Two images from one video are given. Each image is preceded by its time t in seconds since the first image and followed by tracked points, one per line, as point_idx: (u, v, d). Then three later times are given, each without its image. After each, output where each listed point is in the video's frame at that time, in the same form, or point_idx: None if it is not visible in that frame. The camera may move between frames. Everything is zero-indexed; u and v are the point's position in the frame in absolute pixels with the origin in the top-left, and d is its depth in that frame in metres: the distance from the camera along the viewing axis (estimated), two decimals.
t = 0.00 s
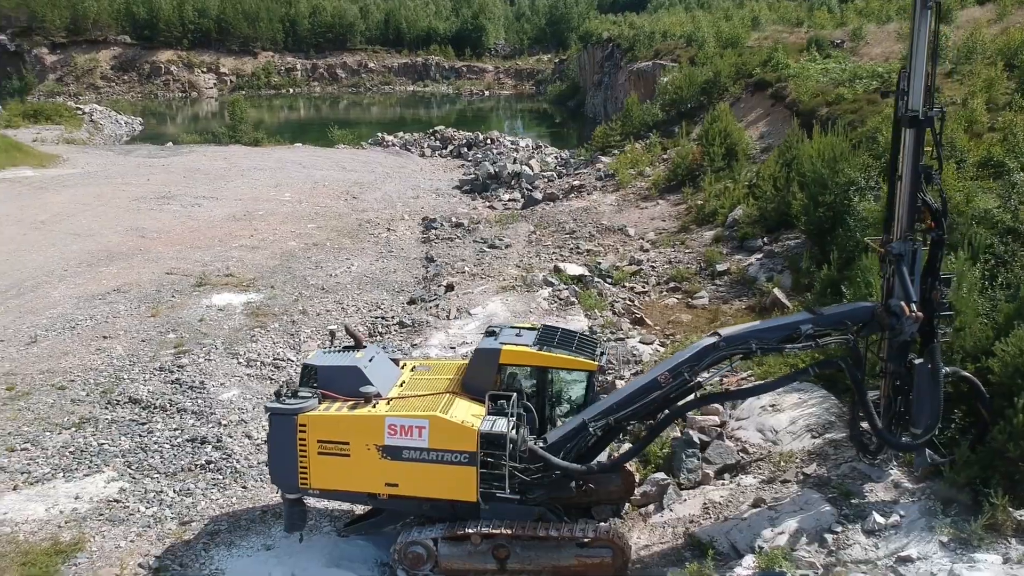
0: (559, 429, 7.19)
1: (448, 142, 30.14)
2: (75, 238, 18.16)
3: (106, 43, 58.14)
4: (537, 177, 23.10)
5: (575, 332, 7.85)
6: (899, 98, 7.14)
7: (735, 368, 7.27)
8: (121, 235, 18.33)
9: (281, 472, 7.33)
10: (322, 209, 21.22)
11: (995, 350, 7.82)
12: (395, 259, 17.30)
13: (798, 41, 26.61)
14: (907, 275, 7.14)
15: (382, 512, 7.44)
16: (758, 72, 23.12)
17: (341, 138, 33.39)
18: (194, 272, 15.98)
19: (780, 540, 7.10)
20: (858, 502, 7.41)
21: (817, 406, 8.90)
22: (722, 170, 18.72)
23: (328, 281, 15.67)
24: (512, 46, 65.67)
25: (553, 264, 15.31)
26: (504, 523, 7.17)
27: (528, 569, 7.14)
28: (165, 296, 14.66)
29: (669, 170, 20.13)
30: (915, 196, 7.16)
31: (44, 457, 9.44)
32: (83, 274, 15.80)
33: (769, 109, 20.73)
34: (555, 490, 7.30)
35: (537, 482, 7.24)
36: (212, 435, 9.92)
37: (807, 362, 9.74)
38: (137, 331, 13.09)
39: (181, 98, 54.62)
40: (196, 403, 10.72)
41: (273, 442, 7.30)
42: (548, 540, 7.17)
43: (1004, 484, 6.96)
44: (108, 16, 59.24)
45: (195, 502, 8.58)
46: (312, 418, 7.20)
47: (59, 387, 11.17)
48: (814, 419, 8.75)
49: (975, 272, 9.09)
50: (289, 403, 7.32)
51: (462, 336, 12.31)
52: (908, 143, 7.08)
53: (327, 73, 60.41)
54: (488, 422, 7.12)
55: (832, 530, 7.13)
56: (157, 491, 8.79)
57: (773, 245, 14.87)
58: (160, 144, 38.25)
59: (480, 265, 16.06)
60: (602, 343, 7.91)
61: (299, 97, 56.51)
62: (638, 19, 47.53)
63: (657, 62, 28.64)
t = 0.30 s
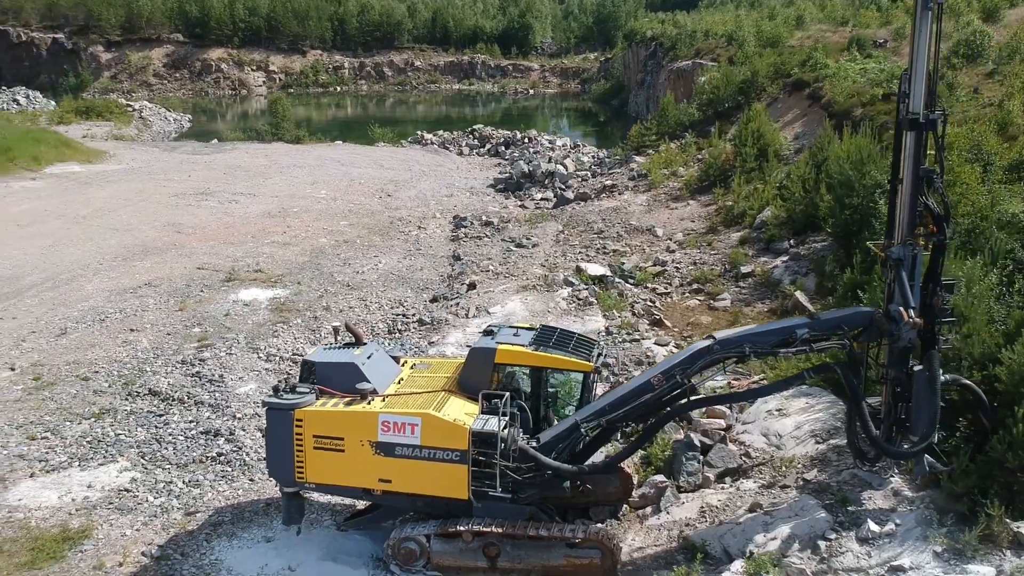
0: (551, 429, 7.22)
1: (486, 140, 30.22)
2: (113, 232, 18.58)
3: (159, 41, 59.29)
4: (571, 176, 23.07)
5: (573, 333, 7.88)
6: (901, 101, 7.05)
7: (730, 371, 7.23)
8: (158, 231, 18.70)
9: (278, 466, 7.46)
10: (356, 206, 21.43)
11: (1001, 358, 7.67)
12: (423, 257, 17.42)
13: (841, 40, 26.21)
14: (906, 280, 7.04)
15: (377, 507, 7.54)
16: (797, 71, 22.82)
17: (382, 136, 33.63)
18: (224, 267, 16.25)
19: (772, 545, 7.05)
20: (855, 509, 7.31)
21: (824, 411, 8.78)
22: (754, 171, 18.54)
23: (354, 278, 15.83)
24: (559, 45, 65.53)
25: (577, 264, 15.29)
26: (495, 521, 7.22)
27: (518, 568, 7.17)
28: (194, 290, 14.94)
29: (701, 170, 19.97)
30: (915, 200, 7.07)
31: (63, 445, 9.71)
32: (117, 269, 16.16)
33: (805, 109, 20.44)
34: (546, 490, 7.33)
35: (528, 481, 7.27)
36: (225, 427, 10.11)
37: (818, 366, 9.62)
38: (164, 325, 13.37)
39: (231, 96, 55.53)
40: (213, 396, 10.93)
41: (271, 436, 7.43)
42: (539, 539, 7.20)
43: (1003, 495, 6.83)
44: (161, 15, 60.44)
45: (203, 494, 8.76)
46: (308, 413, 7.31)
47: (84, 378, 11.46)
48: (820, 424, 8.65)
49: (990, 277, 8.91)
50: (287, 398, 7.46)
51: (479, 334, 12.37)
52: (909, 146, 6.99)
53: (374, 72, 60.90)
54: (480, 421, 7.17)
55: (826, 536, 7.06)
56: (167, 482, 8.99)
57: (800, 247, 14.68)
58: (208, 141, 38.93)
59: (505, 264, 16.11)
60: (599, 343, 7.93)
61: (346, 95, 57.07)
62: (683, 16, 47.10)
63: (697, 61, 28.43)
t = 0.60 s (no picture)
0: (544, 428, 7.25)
1: (526, 139, 30.28)
2: (151, 227, 19.00)
3: (212, 39, 60.39)
4: (606, 176, 23.02)
5: (572, 334, 7.91)
6: (903, 104, 6.95)
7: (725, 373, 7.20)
8: (195, 226, 19.08)
9: (278, 459, 7.60)
10: (391, 204, 21.63)
11: (1007, 365, 7.52)
12: (452, 255, 17.53)
13: (885, 39, 25.75)
14: (906, 285, 6.94)
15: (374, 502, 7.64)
16: (837, 71, 22.48)
17: (422, 135, 33.77)
18: (256, 262, 16.50)
19: (764, 550, 7.00)
20: (852, 516, 7.23)
21: (832, 417, 8.69)
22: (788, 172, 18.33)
23: (381, 275, 15.98)
24: (607, 44, 65.22)
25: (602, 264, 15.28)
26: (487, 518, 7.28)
27: (509, 566, 7.22)
28: (224, 285, 15.22)
29: (735, 170, 19.78)
30: (916, 205, 6.95)
31: (83, 434, 9.98)
32: (152, 263, 16.53)
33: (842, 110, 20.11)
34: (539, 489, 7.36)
35: (520, 480, 7.32)
36: (240, 420, 10.29)
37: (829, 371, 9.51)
38: (192, 318, 13.65)
39: (281, 93, 56.38)
40: (232, 389, 11.14)
41: (271, 429, 7.56)
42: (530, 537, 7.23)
43: (1000, 505, 6.71)
44: (214, 14, 61.54)
45: (212, 484, 8.95)
46: (307, 407, 7.43)
47: (110, 369, 11.77)
48: (825, 429, 8.56)
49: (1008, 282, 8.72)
50: (287, 393, 7.59)
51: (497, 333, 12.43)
52: (910, 149, 6.89)
53: (422, 70, 61.31)
54: (474, 419, 7.23)
55: (820, 543, 6.98)
56: (179, 472, 9.20)
57: (826, 250, 14.49)
58: (255, 138, 39.57)
59: (531, 263, 16.15)
60: (598, 345, 7.95)
61: (393, 93, 57.58)
62: (730, 15, 46.62)
63: (738, 61, 28.16)
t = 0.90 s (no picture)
0: (541, 426, 7.30)
1: (567, 139, 30.27)
2: (192, 222, 19.42)
3: (267, 38, 61.36)
4: (644, 176, 22.93)
5: (574, 334, 7.94)
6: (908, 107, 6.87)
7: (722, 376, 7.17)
8: (234, 222, 19.45)
9: (283, 452, 7.75)
10: (428, 202, 21.80)
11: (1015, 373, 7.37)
12: (483, 253, 17.63)
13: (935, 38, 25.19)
14: (908, 289, 6.85)
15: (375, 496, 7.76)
16: (882, 71, 22.07)
17: (465, 133, 34.06)
18: (289, 258, 16.75)
19: (758, 555, 6.97)
20: (851, 523, 7.14)
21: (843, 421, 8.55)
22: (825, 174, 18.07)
23: (411, 273, 16.11)
24: (658, 43, 64.72)
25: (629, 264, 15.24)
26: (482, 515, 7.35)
27: (503, 563, 7.28)
28: (256, 279, 15.49)
29: (772, 171, 19.53)
30: (921, 209, 6.85)
31: (107, 423, 10.27)
32: (190, 256, 16.90)
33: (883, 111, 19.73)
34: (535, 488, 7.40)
35: (516, 479, 7.37)
36: (259, 412, 10.49)
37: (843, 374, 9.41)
38: (223, 312, 13.93)
39: (332, 92, 57.09)
40: (254, 382, 11.34)
41: (276, 422, 7.72)
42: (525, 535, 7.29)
43: (1000, 516, 6.58)
44: (269, 13, 62.53)
45: (226, 475, 9.15)
46: (310, 401, 7.57)
47: (138, 360, 12.07)
48: (834, 434, 8.46)
49: None
50: (291, 386, 7.73)
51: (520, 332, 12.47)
52: (914, 152, 6.81)
53: (472, 69, 61.60)
54: (471, 416, 7.30)
55: (815, 548, 6.92)
56: (195, 462, 9.42)
57: (858, 252, 14.19)
58: (304, 136, 40.12)
59: (560, 263, 16.18)
60: (601, 345, 7.95)
61: (443, 92, 57.91)
62: (782, 13, 45.94)
63: (783, 60, 27.80)
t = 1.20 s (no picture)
0: (539, 424, 7.35)
1: (610, 138, 30.18)
2: (232, 218, 19.79)
3: (320, 36, 62.15)
4: (683, 176, 22.78)
5: (576, 333, 7.97)
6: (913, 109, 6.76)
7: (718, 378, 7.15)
8: (272, 218, 19.78)
9: (288, 444, 7.89)
10: (465, 200, 21.92)
11: None
12: (515, 252, 17.70)
13: (987, 37, 24.58)
14: (909, 294, 6.75)
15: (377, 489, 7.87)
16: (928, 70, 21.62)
17: (508, 132, 34.20)
18: (323, 254, 16.98)
19: (753, 559, 6.93)
20: (850, 529, 7.07)
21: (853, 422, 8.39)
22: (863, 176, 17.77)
23: (441, 270, 16.22)
24: (710, 41, 64.08)
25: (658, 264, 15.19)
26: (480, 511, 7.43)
27: (501, 559, 7.34)
28: (289, 274, 15.74)
29: (811, 172, 19.26)
30: (923, 212, 6.76)
31: (132, 413, 10.55)
32: (227, 251, 17.23)
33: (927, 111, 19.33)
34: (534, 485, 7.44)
35: (515, 476, 7.42)
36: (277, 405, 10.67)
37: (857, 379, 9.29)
38: (254, 306, 14.19)
39: (383, 90, 57.62)
40: (276, 375, 11.54)
41: (282, 415, 7.87)
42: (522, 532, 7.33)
43: (1000, 526, 6.46)
44: (322, 12, 63.28)
45: (240, 465, 9.35)
46: (315, 395, 7.70)
47: (167, 352, 12.36)
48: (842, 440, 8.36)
49: None
50: (297, 380, 7.87)
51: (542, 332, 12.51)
52: (916, 155, 6.71)
53: (522, 67, 61.71)
54: (470, 413, 7.37)
55: (811, 555, 6.86)
56: (212, 453, 9.63)
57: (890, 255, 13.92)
58: (351, 133, 40.58)
59: (589, 262, 16.18)
60: (603, 344, 7.97)
61: (492, 90, 58.07)
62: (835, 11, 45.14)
63: (830, 59, 27.37)
